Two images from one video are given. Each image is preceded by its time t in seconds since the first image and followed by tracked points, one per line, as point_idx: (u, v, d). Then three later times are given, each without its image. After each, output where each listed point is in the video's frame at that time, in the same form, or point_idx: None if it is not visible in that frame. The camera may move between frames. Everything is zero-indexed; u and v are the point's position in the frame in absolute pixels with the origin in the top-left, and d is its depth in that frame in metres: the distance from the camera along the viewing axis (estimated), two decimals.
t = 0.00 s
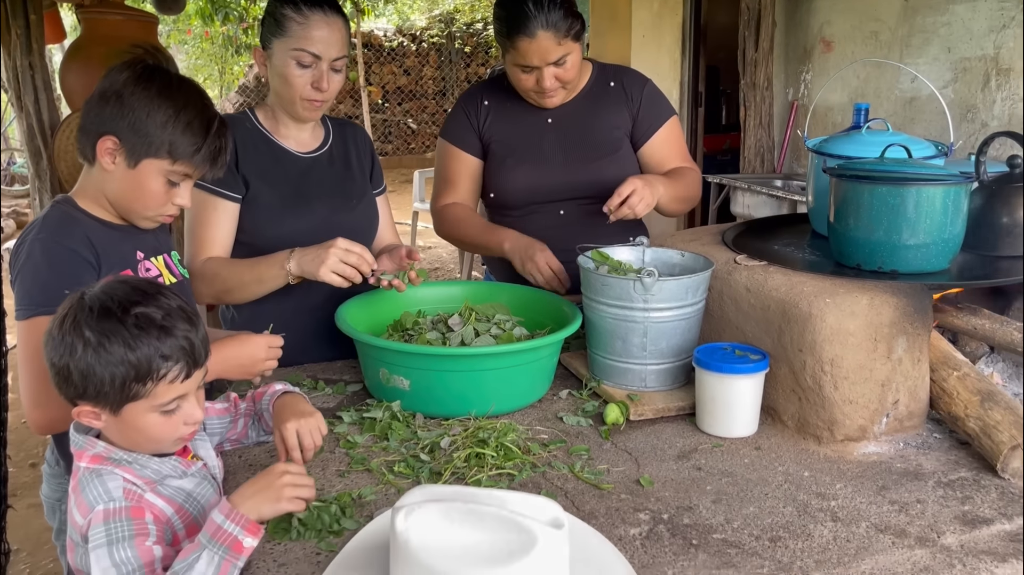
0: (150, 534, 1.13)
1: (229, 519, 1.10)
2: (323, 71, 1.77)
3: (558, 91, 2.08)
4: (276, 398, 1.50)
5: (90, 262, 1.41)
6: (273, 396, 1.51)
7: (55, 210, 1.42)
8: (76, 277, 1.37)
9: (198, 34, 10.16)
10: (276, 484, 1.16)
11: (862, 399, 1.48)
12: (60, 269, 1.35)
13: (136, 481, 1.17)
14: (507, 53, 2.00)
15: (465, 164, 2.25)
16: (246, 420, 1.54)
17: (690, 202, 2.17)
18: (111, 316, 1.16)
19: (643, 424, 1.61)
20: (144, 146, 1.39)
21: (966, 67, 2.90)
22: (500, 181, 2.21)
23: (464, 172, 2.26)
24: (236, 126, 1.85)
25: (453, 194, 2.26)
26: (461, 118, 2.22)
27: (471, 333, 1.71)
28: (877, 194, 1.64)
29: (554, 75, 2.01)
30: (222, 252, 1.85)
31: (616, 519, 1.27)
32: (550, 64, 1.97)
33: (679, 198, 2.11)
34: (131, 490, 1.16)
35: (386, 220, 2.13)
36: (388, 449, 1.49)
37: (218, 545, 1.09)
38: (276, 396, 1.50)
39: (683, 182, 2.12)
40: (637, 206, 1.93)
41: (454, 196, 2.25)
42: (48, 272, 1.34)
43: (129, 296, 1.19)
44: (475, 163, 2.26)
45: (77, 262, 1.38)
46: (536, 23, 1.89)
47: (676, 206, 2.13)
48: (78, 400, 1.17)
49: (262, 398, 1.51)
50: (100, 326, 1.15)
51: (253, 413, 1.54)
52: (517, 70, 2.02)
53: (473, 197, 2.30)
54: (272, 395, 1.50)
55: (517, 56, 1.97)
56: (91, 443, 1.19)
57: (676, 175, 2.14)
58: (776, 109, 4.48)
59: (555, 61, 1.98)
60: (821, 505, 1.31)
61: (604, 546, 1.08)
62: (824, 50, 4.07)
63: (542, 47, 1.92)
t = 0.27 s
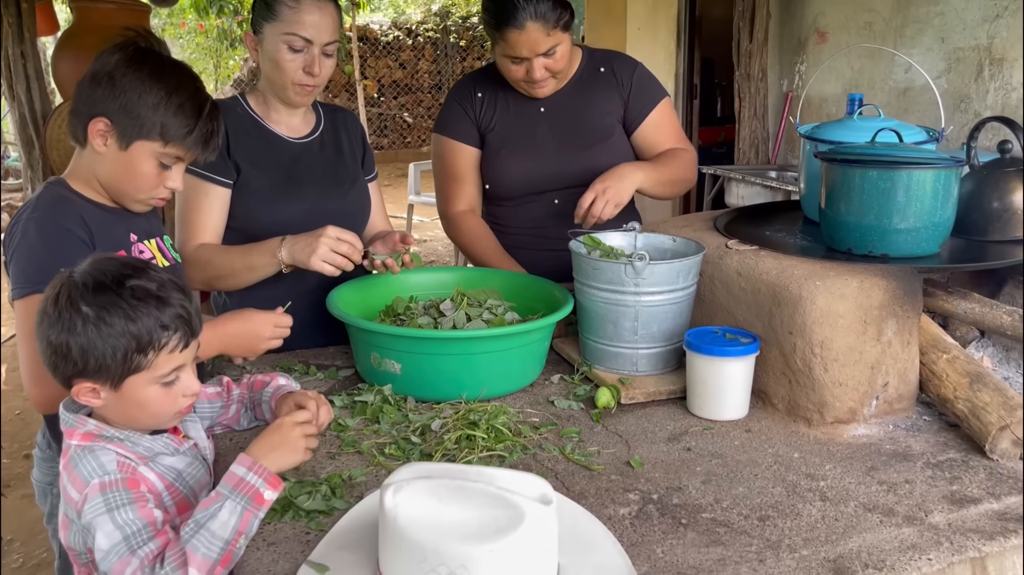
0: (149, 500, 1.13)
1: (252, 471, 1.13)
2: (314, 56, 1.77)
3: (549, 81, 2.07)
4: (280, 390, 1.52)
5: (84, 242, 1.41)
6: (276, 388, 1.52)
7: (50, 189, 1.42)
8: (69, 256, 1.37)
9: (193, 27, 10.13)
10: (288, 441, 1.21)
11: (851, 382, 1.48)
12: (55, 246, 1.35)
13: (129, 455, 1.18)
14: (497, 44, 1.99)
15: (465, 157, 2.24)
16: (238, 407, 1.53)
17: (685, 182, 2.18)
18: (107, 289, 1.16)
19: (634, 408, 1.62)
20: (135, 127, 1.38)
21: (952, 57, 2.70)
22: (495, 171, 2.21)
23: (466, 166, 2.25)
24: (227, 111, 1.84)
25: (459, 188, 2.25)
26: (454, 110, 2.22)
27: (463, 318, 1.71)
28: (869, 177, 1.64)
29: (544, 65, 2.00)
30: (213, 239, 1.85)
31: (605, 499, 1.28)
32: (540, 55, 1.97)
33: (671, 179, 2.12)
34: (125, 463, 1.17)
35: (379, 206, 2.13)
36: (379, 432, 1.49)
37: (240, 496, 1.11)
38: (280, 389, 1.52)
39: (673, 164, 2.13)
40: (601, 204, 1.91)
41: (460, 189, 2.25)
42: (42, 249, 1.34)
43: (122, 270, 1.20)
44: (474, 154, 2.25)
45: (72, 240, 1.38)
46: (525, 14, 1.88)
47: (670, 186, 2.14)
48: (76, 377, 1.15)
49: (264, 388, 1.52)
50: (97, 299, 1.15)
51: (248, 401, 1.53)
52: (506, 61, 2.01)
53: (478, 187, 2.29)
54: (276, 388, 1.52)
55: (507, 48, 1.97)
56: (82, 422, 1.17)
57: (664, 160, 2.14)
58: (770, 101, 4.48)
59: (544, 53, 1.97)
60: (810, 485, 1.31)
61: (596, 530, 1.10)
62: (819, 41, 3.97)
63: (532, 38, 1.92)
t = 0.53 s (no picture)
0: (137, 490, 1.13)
1: (251, 466, 1.14)
2: (302, 50, 1.76)
3: (538, 73, 2.07)
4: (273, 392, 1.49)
5: (74, 231, 1.40)
6: (269, 390, 1.50)
7: (36, 180, 1.41)
8: (61, 243, 1.36)
9: (185, 25, 10.10)
10: (286, 440, 1.21)
11: (840, 374, 1.48)
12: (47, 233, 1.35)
13: (117, 446, 1.17)
14: (485, 37, 1.99)
15: (456, 151, 2.23)
16: (227, 403, 1.52)
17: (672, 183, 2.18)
18: (104, 279, 1.15)
19: (623, 401, 1.61)
20: (119, 118, 1.38)
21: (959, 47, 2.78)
22: (485, 164, 2.20)
23: (456, 160, 2.24)
24: (215, 104, 1.83)
25: (448, 183, 2.25)
26: (445, 103, 2.21)
27: (452, 312, 1.70)
28: (858, 171, 1.65)
29: (532, 58, 1.99)
30: (202, 234, 1.84)
31: (593, 492, 1.27)
32: (528, 47, 1.97)
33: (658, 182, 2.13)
34: (112, 454, 1.16)
35: (368, 201, 2.13)
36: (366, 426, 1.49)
37: (237, 488, 1.12)
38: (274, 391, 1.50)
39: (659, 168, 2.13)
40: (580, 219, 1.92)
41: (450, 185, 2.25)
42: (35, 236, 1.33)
43: (118, 260, 1.18)
44: (465, 147, 2.24)
45: (62, 228, 1.38)
46: (513, 6, 1.89)
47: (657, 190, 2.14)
48: (69, 365, 1.13)
49: (256, 388, 1.51)
50: (94, 288, 1.13)
51: (237, 398, 1.52)
52: (496, 53, 2.01)
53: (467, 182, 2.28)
54: (268, 389, 1.50)
55: (495, 40, 1.96)
56: (69, 413, 1.16)
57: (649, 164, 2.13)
58: (762, 98, 4.48)
59: (533, 45, 1.97)
60: (798, 477, 1.31)
61: (579, 519, 1.10)
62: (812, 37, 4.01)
63: (520, 30, 1.92)
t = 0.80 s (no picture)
0: (125, 503, 1.12)
1: (243, 478, 1.14)
2: (295, 59, 1.77)
3: (531, 78, 2.07)
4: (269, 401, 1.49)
5: (63, 245, 1.39)
6: (265, 398, 1.49)
7: (28, 193, 1.39)
8: (49, 259, 1.36)
9: (178, 29, 10.09)
10: (282, 455, 1.21)
11: (829, 383, 1.49)
12: (35, 249, 1.34)
13: (106, 457, 1.17)
14: (477, 40, 2.00)
15: (443, 157, 2.26)
16: (219, 412, 1.52)
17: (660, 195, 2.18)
18: (100, 289, 1.14)
19: (614, 409, 1.62)
20: (117, 130, 1.38)
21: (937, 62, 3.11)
22: (476, 169, 2.21)
23: (442, 165, 2.27)
24: (207, 114, 1.84)
25: (431, 187, 2.27)
26: (436, 108, 2.23)
27: (444, 320, 1.71)
28: (848, 179, 1.65)
29: (525, 60, 1.99)
30: (194, 243, 1.83)
31: (584, 501, 1.28)
32: (519, 48, 1.97)
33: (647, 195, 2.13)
34: (101, 465, 1.15)
35: (360, 209, 2.13)
36: (358, 435, 1.49)
37: (229, 501, 1.12)
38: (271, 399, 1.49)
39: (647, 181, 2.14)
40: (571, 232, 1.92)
41: (433, 189, 2.26)
42: (23, 251, 1.32)
43: (113, 270, 1.18)
44: (454, 154, 2.27)
45: (50, 242, 1.37)
46: (503, 8, 1.89)
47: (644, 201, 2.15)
48: (61, 375, 1.12)
49: (250, 396, 1.50)
50: (90, 299, 1.13)
51: (228, 406, 1.52)
52: (488, 54, 2.02)
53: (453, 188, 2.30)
54: (264, 397, 1.49)
55: (487, 43, 1.97)
56: (59, 424, 1.16)
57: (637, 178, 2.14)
58: (754, 103, 4.50)
59: (524, 46, 1.97)
60: (788, 486, 1.32)
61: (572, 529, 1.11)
62: (802, 44, 4.11)
63: (511, 31, 1.92)
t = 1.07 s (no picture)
0: (119, 527, 1.12)
1: (237, 501, 1.14)
2: (289, 76, 1.77)
3: (527, 89, 2.07)
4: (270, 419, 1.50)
5: (54, 268, 1.39)
6: (266, 415, 1.51)
7: (21, 213, 1.39)
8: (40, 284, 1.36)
9: (172, 39, 10.08)
10: (279, 478, 1.21)
11: (823, 400, 1.49)
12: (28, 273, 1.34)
13: (100, 479, 1.17)
14: (474, 51, 2.00)
15: (438, 170, 2.26)
16: (214, 430, 1.52)
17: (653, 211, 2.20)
18: (96, 312, 1.14)
19: (609, 426, 1.62)
20: (109, 150, 1.38)
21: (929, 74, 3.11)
22: (471, 183, 2.21)
23: (437, 178, 2.27)
24: (202, 130, 1.84)
25: (425, 200, 2.27)
26: (431, 122, 2.23)
27: (439, 336, 1.71)
28: (841, 196, 1.66)
29: (520, 70, 2.00)
30: (187, 260, 1.84)
31: (579, 520, 1.28)
32: (515, 58, 1.97)
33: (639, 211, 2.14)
34: (96, 488, 1.15)
35: (355, 223, 2.13)
36: (353, 453, 1.49)
37: (223, 525, 1.12)
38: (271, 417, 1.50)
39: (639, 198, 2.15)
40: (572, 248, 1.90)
41: (427, 201, 2.26)
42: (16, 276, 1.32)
43: (109, 293, 1.18)
44: (449, 167, 2.27)
45: (41, 265, 1.37)
46: (500, 18, 1.90)
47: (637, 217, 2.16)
48: (56, 398, 1.13)
49: (249, 412, 1.52)
50: (86, 322, 1.13)
51: (224, 424, 1.53)
52: (484, 65, 2.02)
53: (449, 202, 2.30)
54: (264, 415, 1.50)
55: (482, 52, 1.97)
56: (53, 446, 1.17)
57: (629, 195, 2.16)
58: (747, 114, 4.52)
59: (519, 56, 1.98)
60: (782, 504, 1.32)
61: (565, 547, 1.10)
62: (794, 56, 4.13)
63: (506, 40, 1.93)
